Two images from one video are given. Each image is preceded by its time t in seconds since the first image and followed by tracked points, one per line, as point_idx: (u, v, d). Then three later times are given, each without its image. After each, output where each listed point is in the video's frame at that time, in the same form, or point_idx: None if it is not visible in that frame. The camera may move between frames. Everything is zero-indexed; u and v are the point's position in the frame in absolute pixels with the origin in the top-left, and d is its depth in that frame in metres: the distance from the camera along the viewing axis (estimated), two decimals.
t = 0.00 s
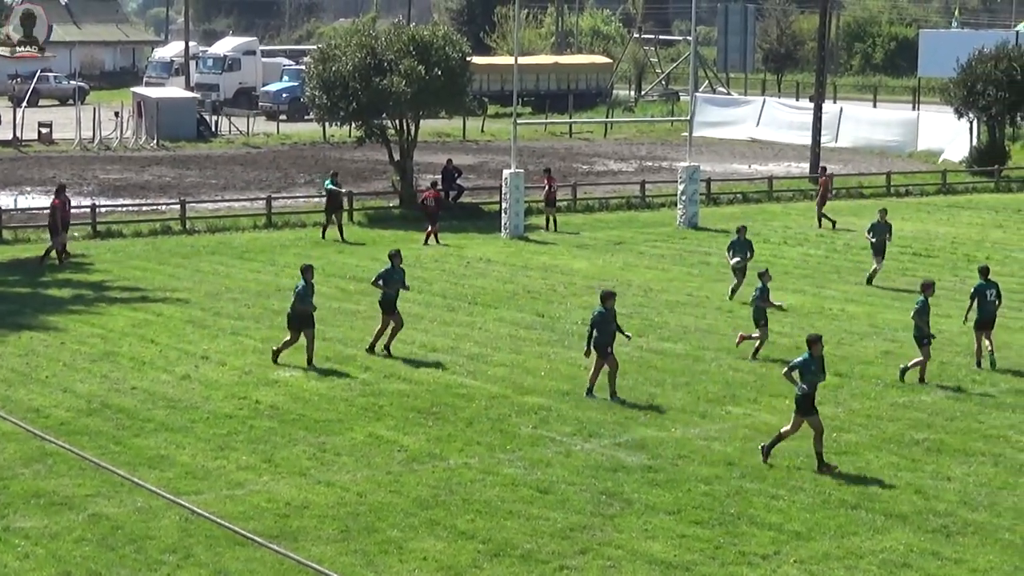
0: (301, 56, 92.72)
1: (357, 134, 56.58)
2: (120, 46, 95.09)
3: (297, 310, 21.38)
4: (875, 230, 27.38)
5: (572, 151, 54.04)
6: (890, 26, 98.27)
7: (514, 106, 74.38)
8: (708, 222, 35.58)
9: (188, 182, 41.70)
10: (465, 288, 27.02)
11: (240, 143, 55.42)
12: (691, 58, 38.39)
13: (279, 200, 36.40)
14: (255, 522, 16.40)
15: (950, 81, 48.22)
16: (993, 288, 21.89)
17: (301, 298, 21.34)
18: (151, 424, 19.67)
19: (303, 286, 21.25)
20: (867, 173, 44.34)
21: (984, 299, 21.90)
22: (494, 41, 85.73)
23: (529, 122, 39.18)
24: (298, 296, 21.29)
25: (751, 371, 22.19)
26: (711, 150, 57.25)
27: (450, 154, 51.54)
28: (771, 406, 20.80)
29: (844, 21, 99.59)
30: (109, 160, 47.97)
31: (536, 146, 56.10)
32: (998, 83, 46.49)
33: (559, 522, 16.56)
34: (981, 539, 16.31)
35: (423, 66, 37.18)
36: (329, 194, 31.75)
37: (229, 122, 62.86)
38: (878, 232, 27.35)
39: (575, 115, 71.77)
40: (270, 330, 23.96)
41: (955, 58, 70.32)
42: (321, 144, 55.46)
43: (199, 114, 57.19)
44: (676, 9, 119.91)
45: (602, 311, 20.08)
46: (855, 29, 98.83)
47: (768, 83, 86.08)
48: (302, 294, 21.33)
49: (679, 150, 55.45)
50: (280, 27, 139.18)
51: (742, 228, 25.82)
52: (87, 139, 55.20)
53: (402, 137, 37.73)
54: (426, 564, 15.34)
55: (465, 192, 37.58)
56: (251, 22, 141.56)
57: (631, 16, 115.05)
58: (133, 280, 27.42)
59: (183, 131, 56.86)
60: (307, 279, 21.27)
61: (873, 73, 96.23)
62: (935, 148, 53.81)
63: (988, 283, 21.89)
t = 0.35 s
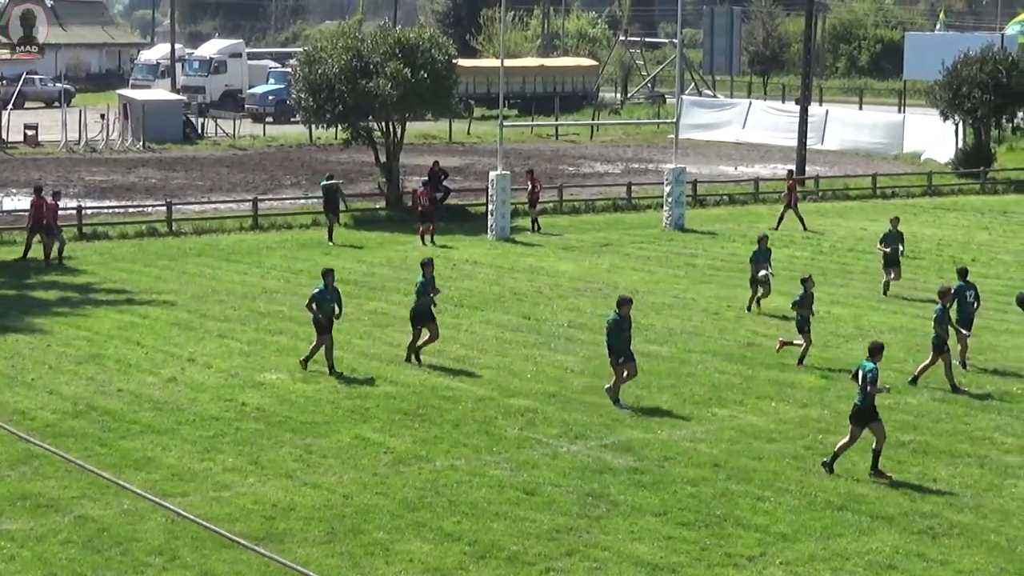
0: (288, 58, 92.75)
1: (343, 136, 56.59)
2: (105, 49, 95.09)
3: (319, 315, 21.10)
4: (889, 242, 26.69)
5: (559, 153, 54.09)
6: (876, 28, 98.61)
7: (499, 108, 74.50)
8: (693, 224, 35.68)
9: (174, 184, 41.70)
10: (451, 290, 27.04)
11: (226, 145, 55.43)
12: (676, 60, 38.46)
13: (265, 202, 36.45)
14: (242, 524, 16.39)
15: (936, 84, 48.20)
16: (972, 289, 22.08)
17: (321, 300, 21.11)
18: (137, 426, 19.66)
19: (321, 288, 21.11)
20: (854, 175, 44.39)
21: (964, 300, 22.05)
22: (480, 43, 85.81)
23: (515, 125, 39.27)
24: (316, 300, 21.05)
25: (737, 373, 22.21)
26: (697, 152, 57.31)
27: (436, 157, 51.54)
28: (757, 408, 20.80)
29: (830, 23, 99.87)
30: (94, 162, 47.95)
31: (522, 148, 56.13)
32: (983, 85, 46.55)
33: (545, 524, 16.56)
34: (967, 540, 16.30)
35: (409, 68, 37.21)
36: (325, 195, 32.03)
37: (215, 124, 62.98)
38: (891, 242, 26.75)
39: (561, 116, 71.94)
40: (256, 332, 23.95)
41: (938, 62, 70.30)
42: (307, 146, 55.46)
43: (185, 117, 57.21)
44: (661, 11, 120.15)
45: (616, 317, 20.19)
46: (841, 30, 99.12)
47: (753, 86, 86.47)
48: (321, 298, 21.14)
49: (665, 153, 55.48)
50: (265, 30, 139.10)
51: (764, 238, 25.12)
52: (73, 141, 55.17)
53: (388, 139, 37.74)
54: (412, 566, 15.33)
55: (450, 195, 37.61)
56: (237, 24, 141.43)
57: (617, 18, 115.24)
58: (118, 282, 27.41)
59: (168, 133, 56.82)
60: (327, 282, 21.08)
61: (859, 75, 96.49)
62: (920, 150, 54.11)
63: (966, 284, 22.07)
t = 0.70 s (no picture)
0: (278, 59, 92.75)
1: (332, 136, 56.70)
2: (93, 49, 95.18)
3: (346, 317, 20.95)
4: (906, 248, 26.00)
5: (548, 154, 54.17)
6: (866, 29, 98.87)
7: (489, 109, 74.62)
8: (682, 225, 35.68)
9: (164, 185, 41.81)
10: (440, 291, 27.07)
11: (216, 146, 55.45)
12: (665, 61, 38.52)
13: (255, 203, 36.48)
14: (230, 525, 16.33)
15: (924, 84, 48.24)
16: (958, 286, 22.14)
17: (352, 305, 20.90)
18: (126, 426, 19.63)
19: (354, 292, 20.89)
20: (843, 175, 44.40)
21: (951, 298, 22.13)
22: (470, 44, 85.96)
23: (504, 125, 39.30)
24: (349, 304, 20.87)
25: (726, 374, 22.19)
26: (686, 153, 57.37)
27: (425, 158, 51.59)
28: (746, 408, 20.78)
29: (819, 24, 100.10)
30: (84, 163, 48.02)
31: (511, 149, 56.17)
32: (972, 86, 46.65)
33: (534, 525, 16.49)
34: (956, 540, 16.21)
35: (398, 69, 37.21)
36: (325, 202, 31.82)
37: (204, 124, 63.13)
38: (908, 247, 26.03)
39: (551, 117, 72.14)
40: (245, 332, 23.93)
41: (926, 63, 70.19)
42: (297, 147, 55.48)
43: (174, 118, 57.25)
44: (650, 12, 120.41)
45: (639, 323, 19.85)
46: (830, 32, 99.40)
47: (743, 87, 86.73)
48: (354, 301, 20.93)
49: (654, 154, 55.53)
50: (254, 31, 138.97)
51: (795, 247, 24.51)
52: (63, 142, 55.20)
53: (377, 140, 37.77)
54: (401, 567, 15.27)
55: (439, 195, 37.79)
56: (226, 25, 141.30)
57: (605, 19, 115.48)
58: (107, 282, 27.45)
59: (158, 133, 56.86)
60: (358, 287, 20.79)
61: (848, 77, 96.72)
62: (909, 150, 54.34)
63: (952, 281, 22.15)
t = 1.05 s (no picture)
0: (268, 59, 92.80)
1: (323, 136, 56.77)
2: (85, 48, 95.01)
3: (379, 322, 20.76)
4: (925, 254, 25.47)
5: (540, 154, 54.24)
6: (857, 29, 98.96)
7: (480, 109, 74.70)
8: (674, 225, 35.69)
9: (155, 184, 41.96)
10: (431, 291, 27.12)
11: (207, 146, 55.48)
12: (657, 61, 38.52)
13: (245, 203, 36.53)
14: (223, 526, 16.08)
15: (915, 84, 48.20)
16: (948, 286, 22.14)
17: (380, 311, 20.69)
18: (118, 427, 19.45)
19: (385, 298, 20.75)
20: (834, 176, 44.40)
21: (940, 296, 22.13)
22: (460, 44, 86.05)
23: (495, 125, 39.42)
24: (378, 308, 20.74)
25: (718, 374, 22.17)
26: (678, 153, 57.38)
27: (417, 157, 51.67)
28: (738, 408, 20.72)
29: (810, 24, 100.24)
30: (75, 162, 48.10)
31: (502, 148, 56.23)
32: (963, 86, 46.57)
33: (525, 525, 16.24)
34: (947, 540, 16.01)
35: (389, 69, 37.23)
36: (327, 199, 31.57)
37: (195, 124, 63.24)
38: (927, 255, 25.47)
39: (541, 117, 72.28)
40: (236, 333, 23.92)
41: (918, 62, 70.17)
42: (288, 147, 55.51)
43: (166, 118, 57.25)
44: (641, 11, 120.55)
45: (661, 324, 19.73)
46: (821, 32, 99.54)
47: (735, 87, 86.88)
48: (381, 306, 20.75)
49: (645, 154, 55.59)
50: (245, 30, 138.95)
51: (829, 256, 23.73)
52: (53, 142, 55.19)
53: (369, 140, 37.80)
54: (393, 567, 15.02)
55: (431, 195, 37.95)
56: (217, 24, 141.18)
57: (596, 19, 115.64)
58: (98, 282, 27.48)
59: (148, 133, 56.83)
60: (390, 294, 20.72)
61: (839, 77, 96.83)
62: (900, 150, 54.43)
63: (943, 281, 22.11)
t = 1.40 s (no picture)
0: (263, 60, 92.89)
1: (317, 136, 56.92)
2: (80, 49, 95.07)
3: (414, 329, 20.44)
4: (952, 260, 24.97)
5: (534, 154, 54.31)
6: (851, 29, 99.08)
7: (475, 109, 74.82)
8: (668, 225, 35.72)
9: (149, 184, 42.06)
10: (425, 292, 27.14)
11: (202, 146, 55.58)
12: (651, 62, 38.58)
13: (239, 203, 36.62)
14: (216, 526, 15.58)
15: (909, 84, 48.19)
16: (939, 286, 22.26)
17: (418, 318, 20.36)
18: (112, 428, 19.04)
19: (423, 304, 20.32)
20: (828, 176, 44.46)
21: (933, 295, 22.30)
22: (455, 44, 86.22)
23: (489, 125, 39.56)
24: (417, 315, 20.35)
25: (711, 375, 22.11)
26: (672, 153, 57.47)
27: (412, 158, 51.81)
28: (733, 409, 20.49)
29: (805, 24, 100.40)
30: (70, 163, 48.19)
31: (496, 149, 56.37)
32: (957, 87, 46.58)
33: (520, 525, 15.74)
34: (941, 541, 15.56)
35: (383, 69, 37.24)
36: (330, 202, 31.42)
37: (190, 125, 63.45)
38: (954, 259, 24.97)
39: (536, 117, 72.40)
40: (230, 333, 23.94)
41: (912, 63, 70.12)
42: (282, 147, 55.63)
43: (159, 119, 57.37)
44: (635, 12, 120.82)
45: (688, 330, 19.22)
46: (816, 32, 99.68)
47: (729, 87, 87.14)
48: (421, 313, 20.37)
49: (640, 154, 55.70)
50: (240, 31, 139.15)
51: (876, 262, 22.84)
52: (47, 142, 55.23)
53: (363, 140, 37.80)
54: (387, 568, 14.55)
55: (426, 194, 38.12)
56: (212, 25, 141.37)
57: (591, 20, 116.00)
58: (92, 283, 27.51)
59: (143, 134, 56.91)
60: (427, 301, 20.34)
61: (834, 77, 96.99)
62: (894, 151, 54.56)
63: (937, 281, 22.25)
